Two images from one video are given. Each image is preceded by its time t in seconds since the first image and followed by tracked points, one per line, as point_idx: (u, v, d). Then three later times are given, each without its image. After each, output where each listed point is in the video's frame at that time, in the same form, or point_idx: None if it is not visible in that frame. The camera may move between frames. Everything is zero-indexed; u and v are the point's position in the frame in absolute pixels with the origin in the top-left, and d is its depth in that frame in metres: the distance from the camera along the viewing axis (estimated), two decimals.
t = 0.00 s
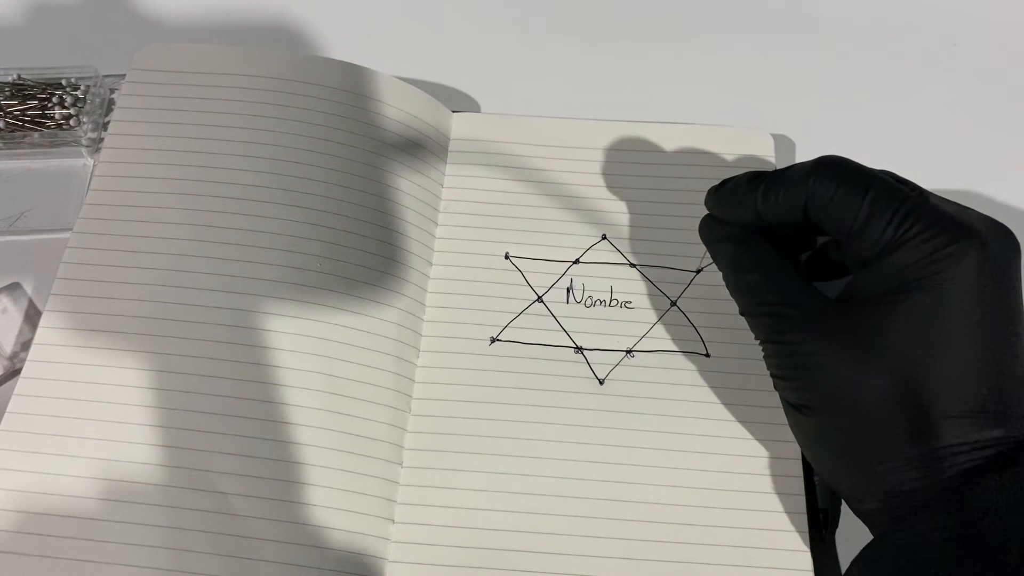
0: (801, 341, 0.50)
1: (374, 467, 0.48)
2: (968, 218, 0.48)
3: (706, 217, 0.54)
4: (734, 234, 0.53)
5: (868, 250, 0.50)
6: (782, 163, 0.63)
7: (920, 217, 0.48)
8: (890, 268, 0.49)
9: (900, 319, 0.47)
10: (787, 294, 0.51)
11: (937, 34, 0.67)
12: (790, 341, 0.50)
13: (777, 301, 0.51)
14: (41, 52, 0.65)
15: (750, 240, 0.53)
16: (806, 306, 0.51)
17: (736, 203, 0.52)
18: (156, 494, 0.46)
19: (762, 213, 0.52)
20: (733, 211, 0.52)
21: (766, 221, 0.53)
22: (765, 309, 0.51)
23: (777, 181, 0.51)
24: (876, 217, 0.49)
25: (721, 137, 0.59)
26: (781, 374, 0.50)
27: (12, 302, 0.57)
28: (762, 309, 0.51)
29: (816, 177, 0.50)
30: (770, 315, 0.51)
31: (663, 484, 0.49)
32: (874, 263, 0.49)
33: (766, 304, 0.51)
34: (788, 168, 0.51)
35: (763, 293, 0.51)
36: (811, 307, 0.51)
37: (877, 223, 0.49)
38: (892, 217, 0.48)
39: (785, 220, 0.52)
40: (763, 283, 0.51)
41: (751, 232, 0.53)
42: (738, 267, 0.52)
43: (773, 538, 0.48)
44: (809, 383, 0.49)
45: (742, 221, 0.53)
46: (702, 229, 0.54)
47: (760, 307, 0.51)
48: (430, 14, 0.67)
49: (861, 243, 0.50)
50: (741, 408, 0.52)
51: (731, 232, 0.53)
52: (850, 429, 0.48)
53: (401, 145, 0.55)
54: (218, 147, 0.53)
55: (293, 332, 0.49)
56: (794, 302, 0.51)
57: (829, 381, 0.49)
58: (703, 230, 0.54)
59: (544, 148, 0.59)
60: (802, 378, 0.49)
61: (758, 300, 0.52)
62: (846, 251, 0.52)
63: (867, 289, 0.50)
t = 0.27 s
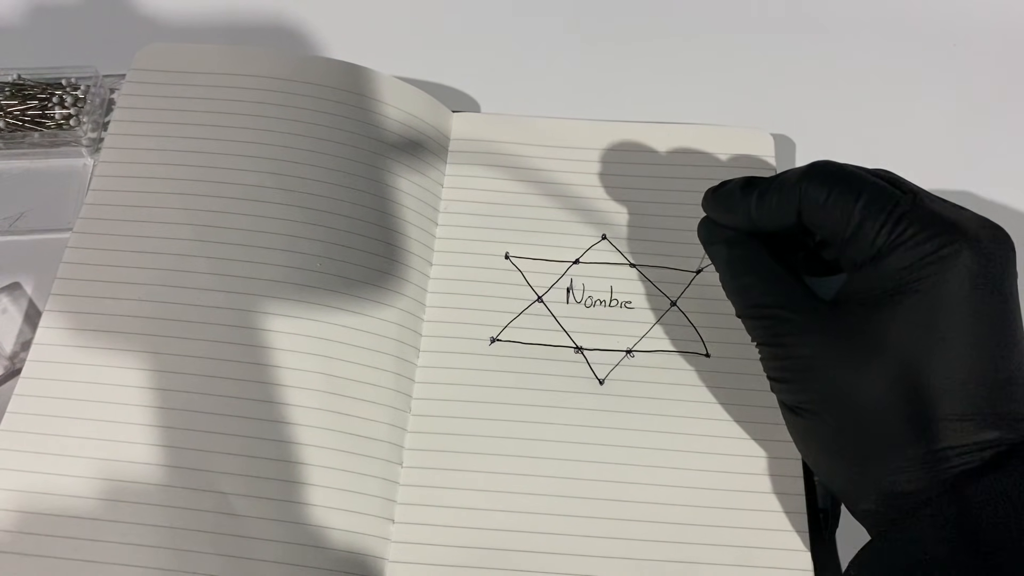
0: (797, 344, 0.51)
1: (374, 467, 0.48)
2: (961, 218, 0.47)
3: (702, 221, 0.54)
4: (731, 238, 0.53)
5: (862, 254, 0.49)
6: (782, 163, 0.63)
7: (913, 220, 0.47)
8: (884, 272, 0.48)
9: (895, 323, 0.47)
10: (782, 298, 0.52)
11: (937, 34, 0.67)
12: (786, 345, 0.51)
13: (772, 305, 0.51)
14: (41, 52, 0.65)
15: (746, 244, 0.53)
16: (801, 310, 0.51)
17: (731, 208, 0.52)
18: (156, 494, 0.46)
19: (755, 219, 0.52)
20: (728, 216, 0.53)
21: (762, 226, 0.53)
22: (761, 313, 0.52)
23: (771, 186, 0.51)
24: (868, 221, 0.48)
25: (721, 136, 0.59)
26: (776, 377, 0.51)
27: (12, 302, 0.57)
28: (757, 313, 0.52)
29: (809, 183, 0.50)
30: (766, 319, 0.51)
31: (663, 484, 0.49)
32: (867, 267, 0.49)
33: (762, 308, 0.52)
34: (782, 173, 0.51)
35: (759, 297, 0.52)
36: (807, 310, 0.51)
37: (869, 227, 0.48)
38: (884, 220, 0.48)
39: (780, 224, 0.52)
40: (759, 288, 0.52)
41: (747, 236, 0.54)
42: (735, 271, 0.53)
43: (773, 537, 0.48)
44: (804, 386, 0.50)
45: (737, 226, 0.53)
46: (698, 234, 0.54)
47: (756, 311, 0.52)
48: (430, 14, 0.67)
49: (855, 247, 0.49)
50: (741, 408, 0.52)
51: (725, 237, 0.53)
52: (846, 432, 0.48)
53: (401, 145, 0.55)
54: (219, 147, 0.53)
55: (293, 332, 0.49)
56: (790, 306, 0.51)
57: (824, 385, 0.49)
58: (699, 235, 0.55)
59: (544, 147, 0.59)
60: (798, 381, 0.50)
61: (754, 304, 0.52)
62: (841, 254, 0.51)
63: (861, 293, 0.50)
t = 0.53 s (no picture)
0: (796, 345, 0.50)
1: (375, 467, 0.48)
2: (960, 219, 0.47)
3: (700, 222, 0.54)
4: (730, 238, 0.53)
5: (861, 254, 0.49)
6: (782, 163, 0.63)
7: (910, 220, 0.48)
8: (882, 272, 0.48)
9: (894, 323, 0.48)
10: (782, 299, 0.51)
11: (938, 34, 0.67)
12: (785, 346, 0.50)
13: (771, 306, 0.51)
14: (41, 52, 0.65)
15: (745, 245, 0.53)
16: (800, 310, 0.51)
17: (730, 209, 0.52)
18: (156, 494, 0.46)
19: (753, 219, 0.52)
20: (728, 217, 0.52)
21: (761, 227, 0.52)
22: (761, 314, 0.51)
23: (769, 187, 0.51)
24: (866, 221, 0.48)
25: (721, 136, 0.59)
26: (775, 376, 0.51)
27: (12, 302, 0.57)
28: (756, 313, 0.51)
29: (808, 184, 0.49)
30: (765, 320, 0.51)
31: (663, 484, 0.49)
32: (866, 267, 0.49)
33: (762, 309, 0.51)
34: (780, 173, 0.51)
35: (758, 298, 0.52)
36: (806, 311, 0.51)
37: (867, 227, 0.48)
38: (881, 220, 0.48)
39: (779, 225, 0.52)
40: (758, 289, 0.52)
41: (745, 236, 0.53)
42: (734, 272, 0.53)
43: (773, 537, 0.48)
44: (804, 387, 0.50)
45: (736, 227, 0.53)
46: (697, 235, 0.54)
47: (755, 312, 0.51)
48: (430, 14, 0.67)
49: (854, 247, 0.49)
50: (741, 409, 0.52)
51: (723, 238, 0.53)
52: (845, 432, 0.48)
53: (401, 145, 0.55)
54: (218, 147, 0.53)
55: (294, 333, 0.49)
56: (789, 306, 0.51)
57: (823, 385, 0.49)
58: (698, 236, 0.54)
59: (544, 147, 0.58)
60: (797, 382, 0.50)
61: (753, 304, 0.52)
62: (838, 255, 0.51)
63: (860, 293, 0.50)
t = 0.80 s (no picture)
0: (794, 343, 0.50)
1: (375, 467, 0.49)
2: (957, 218, 0.47)
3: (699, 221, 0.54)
4: (728, 237, 0.53)
5: (858, 253, 0.49)
6: (782, 163, 0.63)
7: (907, 218, 0.48)
8: (880, 271, 0.48)
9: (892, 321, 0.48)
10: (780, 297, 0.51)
11: (938, 34, 0.67)
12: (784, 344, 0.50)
13: (769, 305, 0.51)
14: (41, 52, 0.65)
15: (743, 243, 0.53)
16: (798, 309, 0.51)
17: (729, 208, 0.52)
18: (156, 494, 0.46)
19: (753, 218, 0.52)
20: (726, 215, 0.52)
21: (759, 225, 0.53)
22: (759, 313, 0.51)
23: (768, 185, 0.51)
24: (864, 219, 0.48)
25: (721, 136, 0.59)
26: (774, 375, 0.51)
27: (12, 302, 0.57)
28: (755, 312, 0.51)
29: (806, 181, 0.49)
30: (764, 318, 0.51)
31: (663, 484, 0.49)
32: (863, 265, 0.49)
33: (760, 307, 0.51)
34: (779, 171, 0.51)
35: (757, 296, 0.52)
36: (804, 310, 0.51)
37: (865, 224, 0.48)
38: (879, 218, 0.48)
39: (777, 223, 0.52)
40: (757, 287, 0.52)
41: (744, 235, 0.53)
42: (732, 270, 0.53)
43: (773, 537, 0.48)
44: (802, 385, 0.49)
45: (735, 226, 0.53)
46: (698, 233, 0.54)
47: (754, 310, 0.51)
48: (430, 14, 0.67)
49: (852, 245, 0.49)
50: (741, 409, 0.52)
51: (723, 237, 0.53)
52: (843, 430, 0.48)
53: (401, 145, 0.55)
54: (218, 146, 0.53)
55: (293, 332, 0.49)
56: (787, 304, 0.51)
57: (821, 384, 0.49)
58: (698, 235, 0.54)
59: (544, 147, 0.59)
60: (796, 381, 0.50)
61: (752, 303, 0.52)
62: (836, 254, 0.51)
63: (858, 292, 0.50)
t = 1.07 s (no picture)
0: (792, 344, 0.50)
1: (375, 466, 0.49)
2: (952, 219, 0.48)
3: (696, 223, 0.54)
4: (725, 238, 0.53)
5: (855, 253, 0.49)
6: (782, 163, 0.63)
7: (903, 219, 0.48)
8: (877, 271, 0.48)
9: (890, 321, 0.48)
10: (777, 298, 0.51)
11: (938, 34, 0.67)
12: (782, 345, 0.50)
13: (767, 306, 0.51)
14: (41, 52, 0.65)
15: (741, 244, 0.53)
16: (796, 310, 0.51)
17: (725, 209, 0.52)
18: (156, 494, 0.46)
19: (748, 220, 0.52)
20: (723, 216, 0.52)
21: (756, 227, 0.53)
22: (757, 314, 0.51)
23: (764, 186, 0.51)
24: (860, 220, 0.48)
25: (721, 136, 0.59)
26: (772, 376, 0.51)
27: (12, 301, 0.57)
28: (753, 312, 0.51)
29: (802, 183, 0.50)
30: (761, 319, 0.51)
31: (663, 484, 0.49)
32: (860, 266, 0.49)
33: (758, 308, 0.51)
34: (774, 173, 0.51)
35: (755, 297, 0.52)
36: (801, 310, 0.51)
37: (861, 225, 0.48)
38: (875, 219, 0.48)
39: (774, 224, 0.52)
40: (754, 289, 0.52)
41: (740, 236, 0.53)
42: (730, 272, 0.52)
43: (773, 537, 0.48)
44: (800, 386, 0.49)
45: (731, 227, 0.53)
46: (694, 236, 0.54)
47: (752, 311, 0.51)
48: (430, 14, 0.67)
49: (848, 246, 0.49)
50: (741, 409, 0.52)
51: (720, 239, 0.53)
52: (842, 431, 0.48)
53: (401, 146, 0.55)
54: (218, 147, 0.53)
55: (293, 333, 0.49)
56: (784, 305, 0.51)
57: (819, 384, 0.49)
58: (694, 238, 0.54)
59: (544, 147, 0.58)
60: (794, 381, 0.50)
61: (750, 304, 0.52)
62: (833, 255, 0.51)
63: (855, 292, 0.50)
